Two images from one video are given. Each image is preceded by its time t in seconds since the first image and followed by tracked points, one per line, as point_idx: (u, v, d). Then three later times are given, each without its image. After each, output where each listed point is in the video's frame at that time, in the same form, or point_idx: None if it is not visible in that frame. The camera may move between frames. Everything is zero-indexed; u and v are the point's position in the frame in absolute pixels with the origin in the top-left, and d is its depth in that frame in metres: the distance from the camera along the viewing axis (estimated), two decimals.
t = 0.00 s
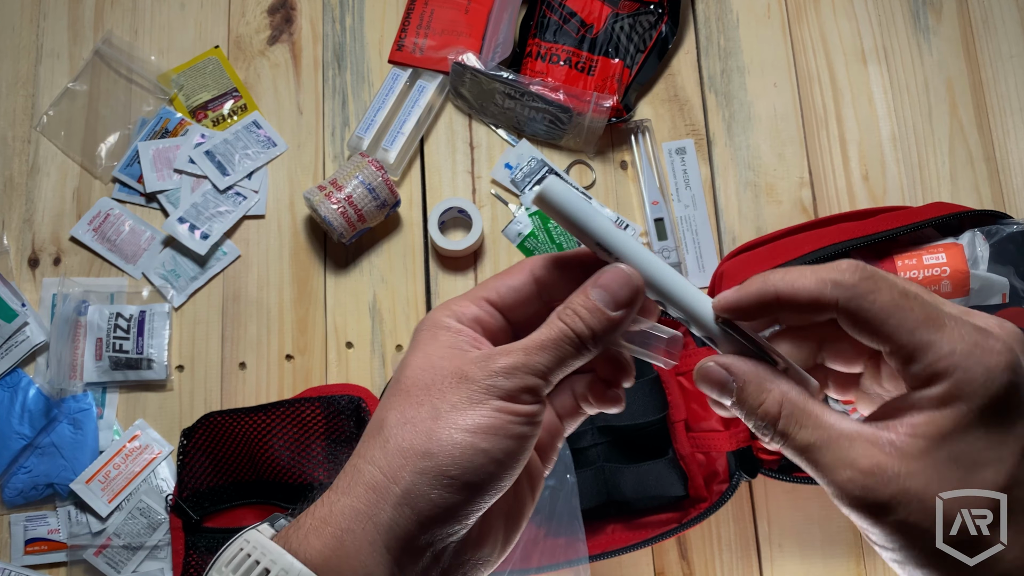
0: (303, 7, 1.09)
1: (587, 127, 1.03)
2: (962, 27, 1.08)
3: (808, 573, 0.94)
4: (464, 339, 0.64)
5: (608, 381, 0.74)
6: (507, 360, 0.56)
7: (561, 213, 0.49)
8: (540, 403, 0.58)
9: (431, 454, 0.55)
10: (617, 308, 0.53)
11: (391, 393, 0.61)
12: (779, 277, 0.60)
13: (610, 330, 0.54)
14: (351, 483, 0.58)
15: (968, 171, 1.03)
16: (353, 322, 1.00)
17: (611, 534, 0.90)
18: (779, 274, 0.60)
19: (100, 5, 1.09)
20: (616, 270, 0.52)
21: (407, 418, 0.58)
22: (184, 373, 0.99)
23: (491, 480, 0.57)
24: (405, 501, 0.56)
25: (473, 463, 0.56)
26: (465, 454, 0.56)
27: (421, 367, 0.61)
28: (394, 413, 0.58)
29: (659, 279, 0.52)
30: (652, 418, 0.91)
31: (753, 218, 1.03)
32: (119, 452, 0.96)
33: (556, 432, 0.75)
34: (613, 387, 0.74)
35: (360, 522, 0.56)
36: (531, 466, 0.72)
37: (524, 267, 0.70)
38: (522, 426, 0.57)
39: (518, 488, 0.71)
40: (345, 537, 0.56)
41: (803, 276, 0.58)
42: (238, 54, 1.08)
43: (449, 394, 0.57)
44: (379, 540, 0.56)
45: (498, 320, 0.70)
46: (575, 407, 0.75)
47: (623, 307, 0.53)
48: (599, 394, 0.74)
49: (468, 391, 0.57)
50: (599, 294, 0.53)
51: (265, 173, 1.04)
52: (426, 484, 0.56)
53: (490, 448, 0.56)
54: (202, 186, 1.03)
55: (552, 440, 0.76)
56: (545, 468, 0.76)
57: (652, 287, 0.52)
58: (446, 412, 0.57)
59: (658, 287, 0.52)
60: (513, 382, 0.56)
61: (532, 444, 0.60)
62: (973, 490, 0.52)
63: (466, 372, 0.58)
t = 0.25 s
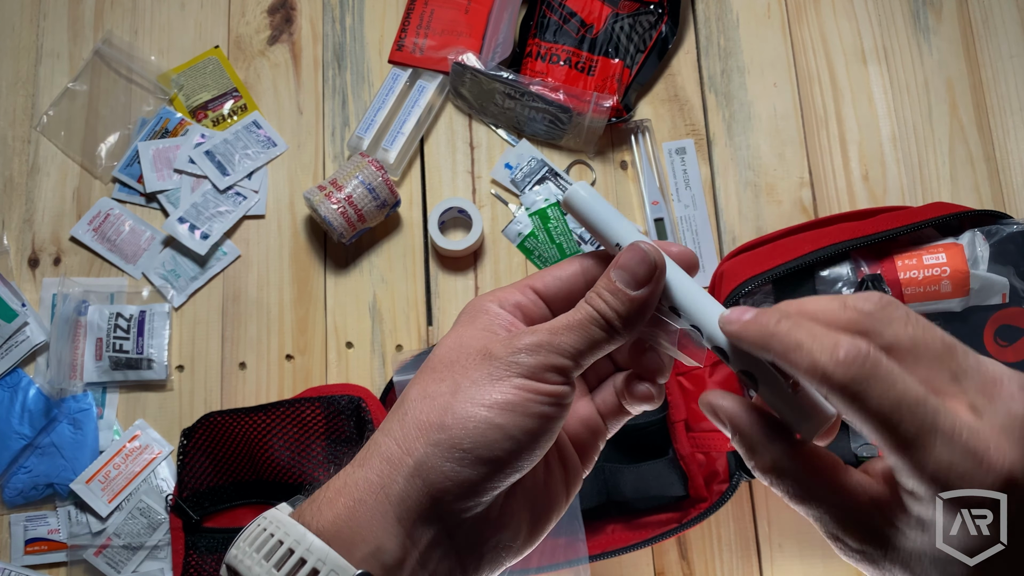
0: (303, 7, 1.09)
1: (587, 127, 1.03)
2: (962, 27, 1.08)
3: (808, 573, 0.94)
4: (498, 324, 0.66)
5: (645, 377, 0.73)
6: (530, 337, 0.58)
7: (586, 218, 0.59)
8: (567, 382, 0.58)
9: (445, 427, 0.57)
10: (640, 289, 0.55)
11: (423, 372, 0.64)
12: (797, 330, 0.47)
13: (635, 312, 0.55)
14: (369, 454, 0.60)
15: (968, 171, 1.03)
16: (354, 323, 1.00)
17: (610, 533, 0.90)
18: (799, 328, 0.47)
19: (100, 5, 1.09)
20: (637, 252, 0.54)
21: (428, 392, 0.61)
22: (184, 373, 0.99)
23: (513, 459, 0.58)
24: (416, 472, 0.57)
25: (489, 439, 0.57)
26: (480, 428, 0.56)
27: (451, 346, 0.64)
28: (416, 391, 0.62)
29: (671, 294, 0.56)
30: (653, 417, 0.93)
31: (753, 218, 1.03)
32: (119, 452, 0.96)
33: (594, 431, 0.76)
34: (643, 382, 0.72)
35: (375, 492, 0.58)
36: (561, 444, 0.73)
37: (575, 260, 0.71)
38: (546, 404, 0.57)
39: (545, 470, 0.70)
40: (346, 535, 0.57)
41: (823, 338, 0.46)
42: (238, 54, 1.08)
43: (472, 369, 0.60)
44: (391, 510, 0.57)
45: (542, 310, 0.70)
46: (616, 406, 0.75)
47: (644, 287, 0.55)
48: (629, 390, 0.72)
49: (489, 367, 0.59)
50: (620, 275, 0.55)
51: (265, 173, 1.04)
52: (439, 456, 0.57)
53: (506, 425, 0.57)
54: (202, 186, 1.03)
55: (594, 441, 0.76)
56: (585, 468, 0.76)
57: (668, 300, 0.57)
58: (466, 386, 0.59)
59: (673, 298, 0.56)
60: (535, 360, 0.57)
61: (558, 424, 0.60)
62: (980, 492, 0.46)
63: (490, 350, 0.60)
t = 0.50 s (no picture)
0: (303, 7, 1.09)
1: (587, 127, 1.03)
2: (962, 26, 1.08)
3: (808, 573, 0.94)
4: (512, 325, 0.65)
5: (660, 396, 0.69)
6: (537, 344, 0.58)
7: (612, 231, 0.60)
8: (574, 390, 0.58)
9: (448, 427, 0.57)
10: (656, 299, 0.54)
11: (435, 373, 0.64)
12: (855, 392, 0.44)
13: (651, 322, 0.54)
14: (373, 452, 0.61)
15: (968, 171, 1.03)
16: (354, 323, 1.00)
17: (610, 534, 0.89)
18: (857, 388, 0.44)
19: (100, 5, 1.09)
20: (656, 263, 0.54)
21: (435, 392, 0.61)
22: (184, 373, 0.99)
23: (515, 465, 0.58)
24: (416, 472, 0.58)
25: (490, 443, 0.57)
26: (481, 431, 0.57)
27: (465, 348, 0.64)
28: (422, 396, 0.62)
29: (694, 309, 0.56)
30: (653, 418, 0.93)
31: (753, 218, 1.03)
32: (119, 452, 0.96)
33: (610, 448, 0.74)
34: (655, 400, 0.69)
35: (377, 491, 0.59)
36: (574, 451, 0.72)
37: (602, 269, 0.69)
38: (549, 411, 0.57)
39: (555, 476, 0.70)
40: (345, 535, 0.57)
41: (882, 404, 0.43)
42: (238, 54, 1.08)
43: (478, 371, 0.60)
44: (391, 509, 0.58)
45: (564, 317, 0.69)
46: (636, 425, 0.73)
47: (659, 298, 0.54)
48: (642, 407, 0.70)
49: (495, 370, 0.59)
50: (636, 285, 0.54)
51: (265, 173, 1.04)
52: (439, 459, 0.57)
53: (508, 430, 0.57)
54: (202, 186, 1.03)
55: (610, 460, 0.74)
56: (600, 486, 0.74)
57: (688, 313, 0.56)
58: (471, 389, 0.59)
59: (693, 310, 0.56)
60: (541, 365, 0.57)
61: (562, 433, 0.59)
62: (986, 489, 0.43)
63: (498, 354, 0.60)
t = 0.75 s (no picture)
0: (303, 7, 1.09)
1: (587, 127, 1.03)
2: (962, 26, 1.08)
3: (808, 573, 0.94)
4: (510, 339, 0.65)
5: (654, 408, 0.69)
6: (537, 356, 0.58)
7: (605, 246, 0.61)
8: (574, 402, 0.58)
9: (449, 437, 0.57)
10: (655, 312, 0.54)
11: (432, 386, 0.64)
12: (835, 397, 0.45)
13: (649, 335, 0.55)
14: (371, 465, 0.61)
15: (968, 171, 1.03)
16: (354, 322, 1.00)
17: (611, 534, 0.90)
18: (839, 394, 0.45)
19: (100, 5, 1.09)
20: (655, 276, 0.54)
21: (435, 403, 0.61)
22: (184, 373, 0.99)
23: (517, 477, 0.58)
24: (416, 484, 0.58)
25: (491, 454, 0.57)
26: (481, 442, 0.57)
27: (463, 360, 0.64)
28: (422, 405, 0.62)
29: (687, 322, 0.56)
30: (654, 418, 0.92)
31: (753, 218, 1.03)
32: (119, 452, 0.96)
33: (604, 461, 0.74)
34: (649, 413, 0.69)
35: (376, 503, 0.58)
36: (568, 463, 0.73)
37: (597, 284, 0.69)
38: (549, 423, 0.57)
39: (551, 488, 0.70)
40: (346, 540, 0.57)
41: (863, 411, 0.44)
42: (238, 54, 1.07)
43: (478, 383, 0.60)
44: (391, 522, 0.58)
45: (559, 330, 0.70)
46: (629, 437, 0.73)
47: (659, 311, 0.54)
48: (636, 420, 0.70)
49: (496, 381, 0.59)
50: (635, 298, 0.54)
51: (265, 173, 1.04)
52: (440, 470, 0.57)
53: (508, 441, 0.57)
54: (202, 186, 1.03)
55: (604, 473, 0.74)
56: (594, 498, 0.74)
57: (683, 327, 0.57)
58: (470, 400, 0.59)
59: (688, 324, 0.56)
60: (541, 377, 0.57)
61: (561, 444, 0.59)
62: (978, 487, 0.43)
63: (499, 365, 0.60)
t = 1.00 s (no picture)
0: (303, 7, 1.09)
1: (587, 127, 1.03)
2: (962, 27, 1.08)
3: (808, 574, 0.94)
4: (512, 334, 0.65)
5: (657, 407, 0.69)
6: (541, 354, 0.58)
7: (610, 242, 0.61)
8: (576, 400, 0.58)
9: (451, 435, 0.57)
10: (659, 311, 0.54)
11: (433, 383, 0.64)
12: (820, 392, 0.46)
13: (653, 334, 0.54)
14: (372, 463, 0.61)
15: (968, 171, 1.03)
16: (354, 322, 1.00)
17: (610, 534, 0.90)
18: (823, 388, 0.45)
19: (100, 5, 1.09)
20: (660, 275, 0.54)
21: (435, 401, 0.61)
22: (184, 373, 0.99)
23: (518, 476, 0.58)
24: (419, 482, 0.58)
25: (494, 452, 0.57)
26: (484, 440, 0.57)
27: (465, 356, 0.64)
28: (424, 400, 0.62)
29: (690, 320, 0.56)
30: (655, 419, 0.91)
31: (753, 218, 1.03)
32: (119, 452, 0.96)
33: (605, 459, 0.74)
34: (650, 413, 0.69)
35: (376, 501, 0.58)
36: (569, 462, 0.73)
37: (601, 281, 0.69)
38: (552, 421, 0.57)
39: (552, 487, 0.70)
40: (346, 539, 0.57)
41: (845, 406, 0.44)
42: (238, 54, 1.08)
43: (480, 380, 0.60)
44: (392, 521, 0.58)
45: (561, 327, 0.69)
46: (630, 436, 0.73)
47: (663, 310, 0.54)
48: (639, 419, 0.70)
49: (498, 378, 0.59)
50: (639, 297, 0.54)
51: (265, 173, 1.04)
52: (442, 468, 0.57)
53: (511, 439, 0.57)
54: (202, 186, 1.03)
55: (605, 471, 0.74)
56: (595, 496, 0.74)
57: (685, 325, 0.56)
58: (473, 397, 0.59)
59: (690, 322, 0.56)
60: (544, 374, 0.57)
61: (564, 442, 0.59)
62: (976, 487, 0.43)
63: (501, 362, 0.60)
